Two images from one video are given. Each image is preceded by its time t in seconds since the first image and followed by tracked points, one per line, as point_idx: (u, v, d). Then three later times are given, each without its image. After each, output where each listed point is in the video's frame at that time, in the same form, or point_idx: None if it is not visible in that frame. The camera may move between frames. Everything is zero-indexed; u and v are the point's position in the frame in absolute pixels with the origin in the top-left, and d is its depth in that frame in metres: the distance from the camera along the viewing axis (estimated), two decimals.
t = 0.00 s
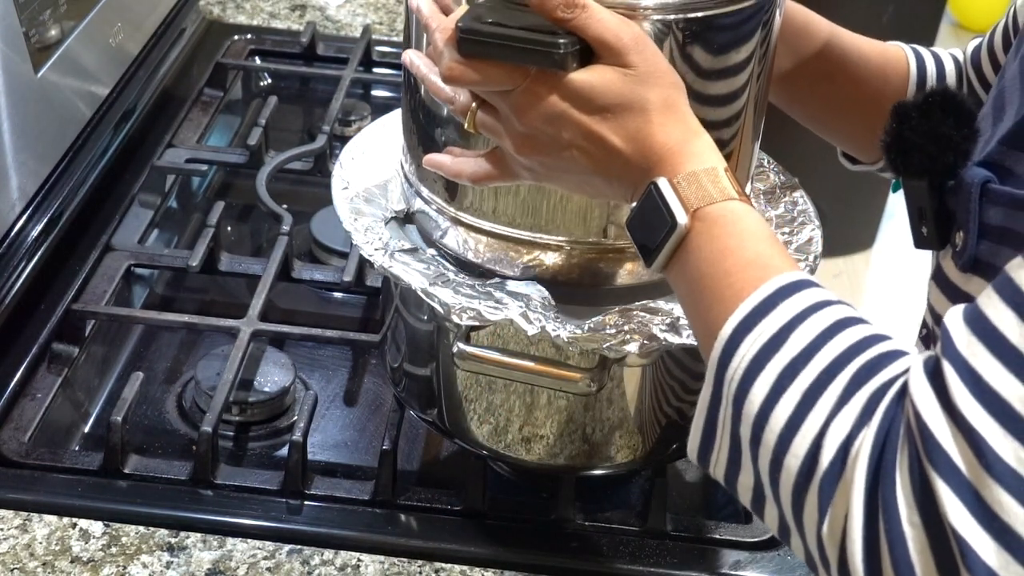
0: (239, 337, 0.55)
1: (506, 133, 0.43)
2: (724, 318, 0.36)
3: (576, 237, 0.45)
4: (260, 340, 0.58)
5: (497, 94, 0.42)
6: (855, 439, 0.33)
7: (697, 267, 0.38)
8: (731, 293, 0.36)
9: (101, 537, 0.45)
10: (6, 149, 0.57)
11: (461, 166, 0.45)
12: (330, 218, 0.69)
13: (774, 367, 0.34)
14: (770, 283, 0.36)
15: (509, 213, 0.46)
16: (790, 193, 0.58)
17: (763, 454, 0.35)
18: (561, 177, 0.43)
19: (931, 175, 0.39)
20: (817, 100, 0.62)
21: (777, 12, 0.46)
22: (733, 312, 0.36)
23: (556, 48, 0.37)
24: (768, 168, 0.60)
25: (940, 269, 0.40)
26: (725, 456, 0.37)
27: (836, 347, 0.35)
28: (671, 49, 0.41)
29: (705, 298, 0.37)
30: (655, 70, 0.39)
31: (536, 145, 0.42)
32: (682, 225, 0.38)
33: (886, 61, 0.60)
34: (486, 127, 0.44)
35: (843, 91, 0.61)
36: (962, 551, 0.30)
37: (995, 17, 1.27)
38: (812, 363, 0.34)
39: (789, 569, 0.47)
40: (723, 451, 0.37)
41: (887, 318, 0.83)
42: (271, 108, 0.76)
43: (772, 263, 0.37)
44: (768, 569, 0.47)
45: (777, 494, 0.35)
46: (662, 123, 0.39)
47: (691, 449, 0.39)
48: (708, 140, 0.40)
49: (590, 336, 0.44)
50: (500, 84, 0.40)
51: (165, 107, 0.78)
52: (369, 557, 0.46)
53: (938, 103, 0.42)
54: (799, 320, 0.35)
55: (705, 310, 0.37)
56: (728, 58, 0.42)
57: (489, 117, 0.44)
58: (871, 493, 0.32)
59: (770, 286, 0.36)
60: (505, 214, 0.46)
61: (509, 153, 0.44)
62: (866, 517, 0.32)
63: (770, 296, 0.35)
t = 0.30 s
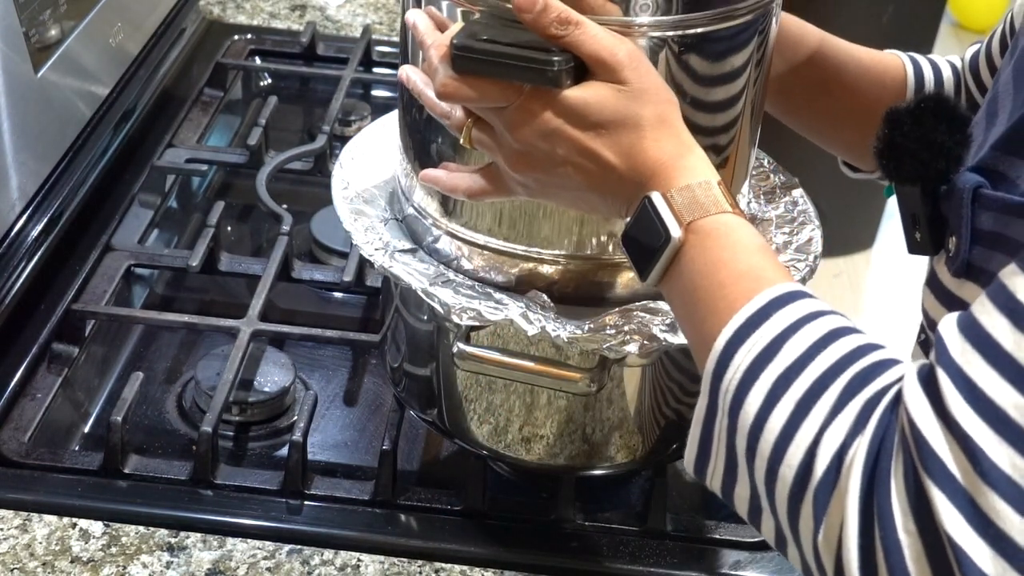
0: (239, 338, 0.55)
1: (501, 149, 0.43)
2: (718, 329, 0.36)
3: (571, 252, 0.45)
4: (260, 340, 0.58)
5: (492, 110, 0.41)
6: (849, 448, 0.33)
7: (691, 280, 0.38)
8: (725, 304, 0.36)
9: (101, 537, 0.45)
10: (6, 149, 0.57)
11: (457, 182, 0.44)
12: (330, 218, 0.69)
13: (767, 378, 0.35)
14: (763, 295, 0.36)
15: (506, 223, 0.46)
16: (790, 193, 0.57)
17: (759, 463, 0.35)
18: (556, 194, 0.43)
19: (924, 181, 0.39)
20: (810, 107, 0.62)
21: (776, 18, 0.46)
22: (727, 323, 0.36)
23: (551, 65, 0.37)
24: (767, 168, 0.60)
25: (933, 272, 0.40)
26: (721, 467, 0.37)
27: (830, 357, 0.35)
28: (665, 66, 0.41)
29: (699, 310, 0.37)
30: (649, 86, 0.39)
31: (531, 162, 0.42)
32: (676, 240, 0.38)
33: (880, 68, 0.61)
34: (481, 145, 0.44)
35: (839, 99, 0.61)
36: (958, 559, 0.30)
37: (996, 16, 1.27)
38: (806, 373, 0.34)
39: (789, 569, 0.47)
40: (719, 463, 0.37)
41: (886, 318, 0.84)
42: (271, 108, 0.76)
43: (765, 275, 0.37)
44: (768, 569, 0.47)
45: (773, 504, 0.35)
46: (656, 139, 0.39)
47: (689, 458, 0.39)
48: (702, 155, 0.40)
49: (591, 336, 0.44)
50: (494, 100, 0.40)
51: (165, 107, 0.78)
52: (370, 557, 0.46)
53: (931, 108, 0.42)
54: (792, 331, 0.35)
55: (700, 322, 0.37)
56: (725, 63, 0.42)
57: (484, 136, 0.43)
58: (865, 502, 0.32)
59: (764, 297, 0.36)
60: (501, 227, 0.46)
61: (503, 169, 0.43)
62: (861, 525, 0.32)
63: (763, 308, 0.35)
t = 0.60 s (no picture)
0: (239, 338, 0.55)
1: (506, 153, 0.43)
2: (719, 331, 0.36)
3: (570, 255, 0.45)
4: (260, 340, 0.58)
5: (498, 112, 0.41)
6: (845, 450, 0.33)
7: (694, 284, 0.38)
8: (726, 307, 0.37)
9: (101, 537, 0.45)
10: (6, 149, 0.57)
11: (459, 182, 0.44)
12: (331, 218, 0.69)
13: (768, 381, 0.35)
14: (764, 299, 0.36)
15: (507, 225, 0.46)
16: (790, 194, 0.57)
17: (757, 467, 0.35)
18: (561, 200, 0.43)
19: (920, 181, 0.39)
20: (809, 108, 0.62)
21: (782, 20, 0.46)
22: (728, 325, 0.36)
23: (560, 69, 0.38)
24: (767, 169, 0.60)
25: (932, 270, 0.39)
26: (724, 471, 0.38)
27: (829, 360, 0.35)
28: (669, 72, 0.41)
29: (702, 313, 0.37)
30: (657, 93, 0.39)
31: (535, 166, 0.42)
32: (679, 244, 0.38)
33: (879, 67, 0.61)
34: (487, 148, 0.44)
35: (840, 101, 0.61)
36: (955, 563, 0.30)
37: (995, 16, 1.27)
38: (804, 376, 0.35)
39: (789, 569, 0.47)
40: (721, 465, 0.37)
41: (887, 318, 0.84)
42: (271, 108, 0.76)
43: (766, 280, 0.37)
44: (768, 569, 0.47)
45: (773, 508, 0.35)
46: (661, 145, 0.40)
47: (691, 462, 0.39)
48: (707, 162, 0.41)
49: (590, 337, 0.44)
50: (502, 103, 0.40)
51: (165, 107, 0.78)
52: (370, 557, 0.46)
53: (927, 108, 0.42)
54: (793, 334, 0.35)
55: (702, 325, 0.37)
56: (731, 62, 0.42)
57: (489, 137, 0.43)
58: (860, 504, 0.32)
59: (764, 301, 0.36)
60: (500, 229, 0.46)
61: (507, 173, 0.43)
62: (855, 527, 0.32)
63: (764, 311, 0.36)
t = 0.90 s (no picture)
0: (239, 338, 0.55)
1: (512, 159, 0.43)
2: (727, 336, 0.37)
3: (571, 256, 0.45)
4: (260, 340, 0.58)
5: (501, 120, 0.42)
6: (862, 448, 0.33)
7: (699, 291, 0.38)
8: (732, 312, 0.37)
9: (101, 537, 0.45)
10: (6, 149, 0.57)
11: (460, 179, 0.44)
12: (331, 218, 0.69)
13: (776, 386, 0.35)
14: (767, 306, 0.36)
15: (507, 226, 0.46)
16: (791, 195, 0.58)
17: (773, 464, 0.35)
18: (563, 205, 0.43)
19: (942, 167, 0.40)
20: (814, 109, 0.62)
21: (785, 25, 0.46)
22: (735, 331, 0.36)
23: (566, 74, 0.38)
24: (767, 170, 0.60)
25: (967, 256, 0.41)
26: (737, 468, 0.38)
27: (835, 362, 0.35)
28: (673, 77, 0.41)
29: (709, 320, 0.38)
30: (660, 102, 0.39)
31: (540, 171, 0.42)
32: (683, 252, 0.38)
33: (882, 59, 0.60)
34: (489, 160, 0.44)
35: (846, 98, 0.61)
36: (984, 558, 0.29)
37: (995, 15, 1.27)
38: (812, 376, 0.35)
39: (789, 569, 0.47)
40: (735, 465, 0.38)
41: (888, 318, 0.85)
42: (271, 108, 0.76)
43: (771, 286, 0.37)
44: (768, 569, 0.47)
45: (790, 505, 0.36)
46: (664, 153, 0.40)
47: (703, 464, 0.39)
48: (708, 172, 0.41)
49: (591, 337, 0.44)
50: (507, 108, 0.40)
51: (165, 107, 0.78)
52: (370, 557, 0.46)
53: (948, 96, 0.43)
54: (797, 338, 0.35)
55: (711, 332, 0.38)
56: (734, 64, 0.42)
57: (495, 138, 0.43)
58: (879, 502, 0.32)
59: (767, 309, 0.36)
60: (501, 230, 0.46)
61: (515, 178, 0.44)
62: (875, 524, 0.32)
63: (771, 320, 0.36)
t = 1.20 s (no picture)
0: (239, 338, 0.55)
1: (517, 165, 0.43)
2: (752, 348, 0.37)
3: (571, 256, 0.45)
4: (260, 340, 0.58)
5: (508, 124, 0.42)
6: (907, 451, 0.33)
7: (716, 301, 0.38)
8: (754, 323, 0.37)
9: (101, 537, 0.45)
10: (6, 149, 0.57)
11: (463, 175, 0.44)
12: (331, 218, 0.69)
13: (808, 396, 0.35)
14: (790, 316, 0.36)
15: (508, 226, 0.46)
16: (791, 195, 0.58)
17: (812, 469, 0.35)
18: (570, 212, 0.43)
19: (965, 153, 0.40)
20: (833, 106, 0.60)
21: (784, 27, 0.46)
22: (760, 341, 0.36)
23: (566, 74, 0.38)
24: (767, 169, 0.60)
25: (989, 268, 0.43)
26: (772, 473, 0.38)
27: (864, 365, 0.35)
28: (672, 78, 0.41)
29: (730, 332, 0.38)
30: (668, 104, 0.39)
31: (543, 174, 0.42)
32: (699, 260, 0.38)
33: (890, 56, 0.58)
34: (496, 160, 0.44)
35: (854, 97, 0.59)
36: None
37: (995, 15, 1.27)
38: (849, 385, 0.35)
39: (789, 569, 0.47)
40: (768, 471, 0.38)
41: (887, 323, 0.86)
42: (271, 108, 0.76)
43: (792, 294, 0.37)
44: (768, 569, 0.47)
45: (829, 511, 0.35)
46: (669, 153, 0.40)
47: (736, 472, 0.39)
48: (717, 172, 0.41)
49: (591, 338, 0.44)
50: (506, 111, 0.41)
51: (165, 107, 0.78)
52: (370, 557, 0.46)
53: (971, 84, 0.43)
54: (821, 346, 0.35)
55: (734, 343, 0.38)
56: (732, 65, 0.42)
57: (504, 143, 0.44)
58: (929, 511, 0.32)
59: (790, 319, 0.36)
60: (501, 230, 0.46)
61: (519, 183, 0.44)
62: (924, 532, 0.32)
63: (795, 329, 0.36)
